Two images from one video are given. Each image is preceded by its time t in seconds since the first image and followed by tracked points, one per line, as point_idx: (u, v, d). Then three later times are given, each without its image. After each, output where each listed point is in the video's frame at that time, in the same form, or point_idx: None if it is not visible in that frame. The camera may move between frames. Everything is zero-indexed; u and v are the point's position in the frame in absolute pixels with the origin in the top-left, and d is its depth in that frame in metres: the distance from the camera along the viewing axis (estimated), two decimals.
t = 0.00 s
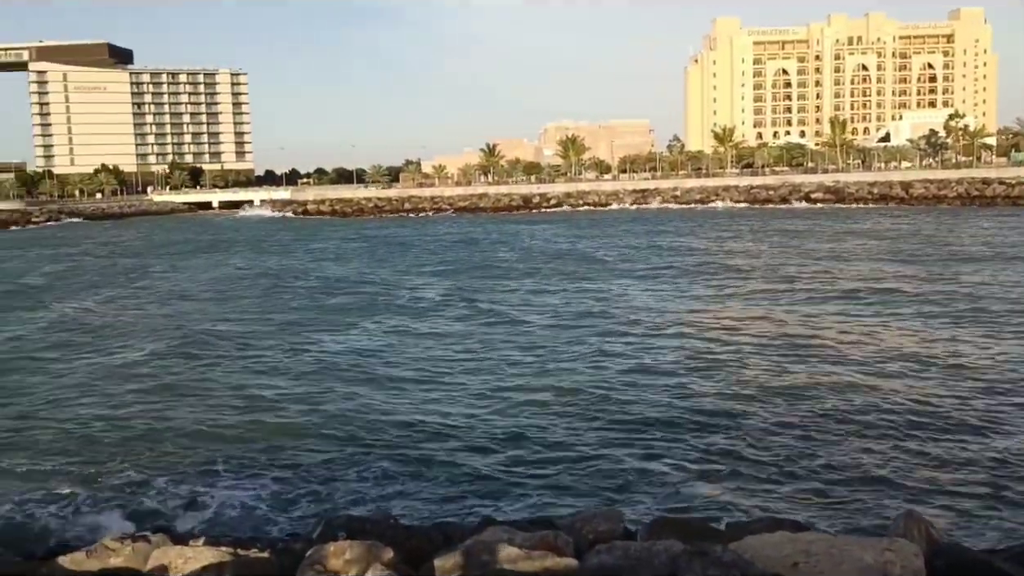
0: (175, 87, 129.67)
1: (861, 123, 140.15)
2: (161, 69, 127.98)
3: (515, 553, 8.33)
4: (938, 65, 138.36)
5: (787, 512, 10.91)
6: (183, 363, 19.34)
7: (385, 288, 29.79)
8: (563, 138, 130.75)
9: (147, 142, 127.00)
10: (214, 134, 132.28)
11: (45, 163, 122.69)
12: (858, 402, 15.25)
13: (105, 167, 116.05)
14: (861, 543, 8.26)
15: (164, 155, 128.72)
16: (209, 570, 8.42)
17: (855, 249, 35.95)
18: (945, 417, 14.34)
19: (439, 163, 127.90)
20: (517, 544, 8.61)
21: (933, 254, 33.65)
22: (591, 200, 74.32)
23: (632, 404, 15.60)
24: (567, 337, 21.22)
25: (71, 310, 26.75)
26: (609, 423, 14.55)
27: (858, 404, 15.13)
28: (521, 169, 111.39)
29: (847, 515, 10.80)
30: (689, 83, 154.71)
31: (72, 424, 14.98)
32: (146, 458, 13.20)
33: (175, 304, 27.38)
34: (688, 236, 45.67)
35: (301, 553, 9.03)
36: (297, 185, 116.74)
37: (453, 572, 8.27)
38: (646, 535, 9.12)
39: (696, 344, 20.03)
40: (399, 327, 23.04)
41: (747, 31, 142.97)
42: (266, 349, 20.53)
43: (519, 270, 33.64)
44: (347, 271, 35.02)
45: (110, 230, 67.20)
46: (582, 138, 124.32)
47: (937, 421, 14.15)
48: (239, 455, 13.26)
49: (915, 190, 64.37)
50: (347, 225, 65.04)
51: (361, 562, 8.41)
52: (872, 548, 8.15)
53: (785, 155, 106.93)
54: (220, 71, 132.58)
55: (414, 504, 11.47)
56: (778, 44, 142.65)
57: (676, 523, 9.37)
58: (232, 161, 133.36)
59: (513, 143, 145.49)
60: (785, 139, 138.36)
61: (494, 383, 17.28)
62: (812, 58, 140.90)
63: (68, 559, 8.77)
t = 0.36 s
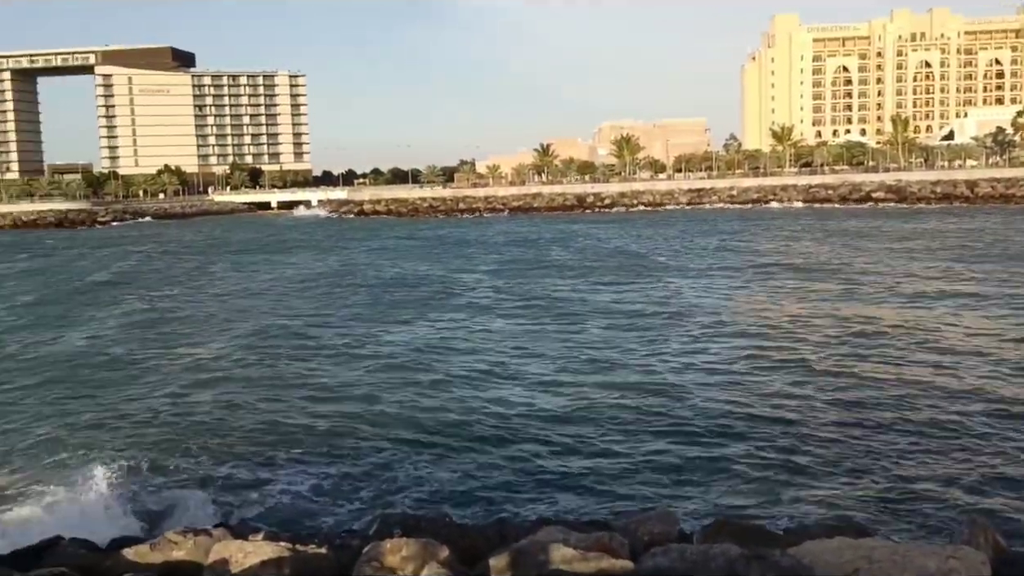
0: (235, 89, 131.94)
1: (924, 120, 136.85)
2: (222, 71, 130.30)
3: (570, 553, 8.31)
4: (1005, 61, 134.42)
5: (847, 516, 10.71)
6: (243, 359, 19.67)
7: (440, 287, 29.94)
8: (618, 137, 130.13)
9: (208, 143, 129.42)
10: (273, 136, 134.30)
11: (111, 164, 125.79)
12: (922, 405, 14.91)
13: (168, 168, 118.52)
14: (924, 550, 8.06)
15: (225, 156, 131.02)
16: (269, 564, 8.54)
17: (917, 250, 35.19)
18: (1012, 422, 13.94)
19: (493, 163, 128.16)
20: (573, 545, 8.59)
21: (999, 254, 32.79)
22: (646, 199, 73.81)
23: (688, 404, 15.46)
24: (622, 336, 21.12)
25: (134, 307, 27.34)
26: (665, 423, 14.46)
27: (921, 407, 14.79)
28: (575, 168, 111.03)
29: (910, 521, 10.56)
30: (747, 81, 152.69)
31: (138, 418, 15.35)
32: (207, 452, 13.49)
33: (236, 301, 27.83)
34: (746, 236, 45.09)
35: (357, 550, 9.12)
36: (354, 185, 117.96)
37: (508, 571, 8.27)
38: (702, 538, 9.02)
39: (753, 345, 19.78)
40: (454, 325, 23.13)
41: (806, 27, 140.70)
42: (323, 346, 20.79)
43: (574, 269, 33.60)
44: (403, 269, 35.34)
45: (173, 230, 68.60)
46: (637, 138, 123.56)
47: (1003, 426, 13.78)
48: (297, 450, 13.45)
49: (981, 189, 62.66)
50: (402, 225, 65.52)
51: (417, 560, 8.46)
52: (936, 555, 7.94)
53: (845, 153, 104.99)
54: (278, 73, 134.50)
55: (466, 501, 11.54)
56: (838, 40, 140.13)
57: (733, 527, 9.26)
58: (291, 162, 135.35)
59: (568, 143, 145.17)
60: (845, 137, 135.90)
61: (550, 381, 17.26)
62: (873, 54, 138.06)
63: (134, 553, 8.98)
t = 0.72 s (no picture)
0: (287, 91, 133.53)
1: (984, 117, 133.55)
2: (274, 74, 131.96)
3: (620, 555, 8.25)
4: None
5: (904, 522, 10.50)
6: (295, 358, 19.86)
7: (489, 287, 29.94)
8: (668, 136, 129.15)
9: (261, 145, 131.29)
10: (324, 137, 135.68)
11: (167, 165, 128.26)
12: (977, 408, 14.59)
13: (222, 169, 120.46)
14: (983, 557, 7.88)
15: (278, 157, 132.76)
16: (321, 562, 8.62)
17: (974, 249, 34.43)
18: None
19: (541, 163, 128.08)
20: (623, 546, 8.53)
21: None
22: (696, 198, 73.14)
23: (740, 406, 15.26)
24: (672, 336, 20.92)
25: (189, 307, 27.75)
26: (716, 425, 14.29)
27: (978, 411, 14.47)
28: (624, 168, 110.39)
29: (966, 527, 10.35)
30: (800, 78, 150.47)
31: (192, 416, 15.56)
32: (260, 449, 13.64)
33: (286, 301, 28.09)
34: (798, 235, 44.40)
35: (407, 549, 9.18)
36: (403, 186, 118.74)
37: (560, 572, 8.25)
38: (754, 542, 8.90)
39: (806, 346, 19.46)
40: (503, 324, 23.10)
41: (861, 23, 138.28)
42: (373, 345, 20.89)
43: (623, 268, 33.49)
44: (452, 269, 35.55)
45: (227, 230, 69.74)
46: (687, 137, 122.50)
47: None
48: (347, 447, 13.56)
49: None
50: (451, 225, 65.81)
51: (467, 559, 8.47)
52: (996, 563, 7.75)
53: (901, 151, 102.91)
54: (329, 74, 135.80)
55: (515, 500, 11.53)
56: (893, 36, 137.44)
57: (785, 530, 9.14)
58: (341, 163, 136.73)
59: (617, 142, 144.55)
60: (900, 135, 133.35)
61: (599, 381, 17.18)
62: (931, 49, 135.17)
63: (189, 548, 9.15)
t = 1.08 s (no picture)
0: (328, 91, 134.52)
1: None
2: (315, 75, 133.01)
3: (660, 557, 8.22)
4: None
5: (949, 527, 10.35)
6: (336, 357, 19.96)
7: (528, 287, 29.85)
8: (708, 135, 128.18)
9: (302, 145, 132.52)
10: (364, 137, 136.42)
11: (210, 165, 130.01)
12: None
13: (263, 169, 121.77)
14: None
15: (318, 157, 133.87)
16: (360, 560, 8.68)
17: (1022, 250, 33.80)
18: None
19: (580, 163, 127.78)
20: (662, 549, 8.49)
21: None
22: (737, 198, 72.46)
23: (784, 409, 15.06)
24: (714, 337, 20.71)
25: (231, 305, 28.13)
26: (760, 427, 14.10)
27: None
28: (664, 168, 109.73)
29: (1014, 533, 10.17)
30: (844, 76, 148.39)
31: (233, 416, 15.71)
32: (300, 447, 13.74)
33: (327, 300, 28.24)
34: (841, 235, 43.79)
35: (446, 548, 9.22)
36: (442, 186, 119.14)
37: (598, 573, 8.25)
38: (795, 545, 8.82)
39: (851, 347, 19.17)
40: (542, 324, 23.04)
41: (906, 21, 136.06)
42: (412, 344, 20.93)
43: (662, 268, 33.37)
44: (491, 268, 35.68)
45: (268, 230, 70.47)
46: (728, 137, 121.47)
47: None
48: (385, 445, 13.64)
49: None
50: (490, 226, 65.89)
51: (505, 560, 8.47)
52: None
53: (947, 150, 101.06)
54: (369, 75, 136.45)
55: (555, 499, 11.50)
56: (940, 34, 135.03)
57: (830, 534, 9.02)
58: (381, 163, 137.24)
59: (656, 142, 143.84)
60: (946, 134, 131.00)
61: (639, 382, 17.05)
62: (978, 47, 132.58)
63: (231, 544, 9.27)
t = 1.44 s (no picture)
0: (374, 91, 135.31)
1: None
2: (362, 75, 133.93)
3: (706, 559, 8.16)
4: None
5: (1001, 534, 10.13)
6: (378, 356, 20.04)
7: (571, 287, 29.72)
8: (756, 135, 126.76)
9: (349, 144, 133.66)
10: (410, 137, 137.02)
11: (258, 164, 131.84)
12: None
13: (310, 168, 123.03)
14: None
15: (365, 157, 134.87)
16: (405, 557, 8.72)
17: None
18: None
19: (625, 162, 127.20)
20: (706, 551, 8.43)
21: None
22: (786, 199, 71.49)
23: (830, 412, 14.80)
24: (759, 339, 20.42)
25: (280, 303, 28.54)
26: (805, 431, 13.88)
27: None
28: (711, 168, 108.74)
29: None
30: (896, 75, 145.68)
31: (275, 414, 15.84)
32: (341, 446, 13.84)
33: (370, 299, 28.37)
34: (893, 236, 42.97)
35: (489, 546, 9.24)
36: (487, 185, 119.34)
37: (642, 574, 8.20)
38: (843, 550, 8.70)
39: (900, 351, 18.80)
40: (585, 324, 22.91)
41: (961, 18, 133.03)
42: (454, 344, 20.94)
43: (709, 268, 33.13)
44: (535, 267, 35.73)
45: (316, 228, 71.13)
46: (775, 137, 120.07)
47: None
48: (429, 444, 13.72)
49: None
50: (535, 225, 65.87)
51: (549, 559, 8.48)
52: None
53: (1003, 150, 98.69)
54: (416, 75, 136.92)
55: (597, 499, 11.49)
56: (997, 31, 131.80)
57: (877, 539, 8.89)
58: (427, 163, 137.71)
59: (703, 141, 142.73)
60: (1003, 133, 127.95)
61: (682, 384, 16.88)
62: None
63: (278, 539, 9.38)
